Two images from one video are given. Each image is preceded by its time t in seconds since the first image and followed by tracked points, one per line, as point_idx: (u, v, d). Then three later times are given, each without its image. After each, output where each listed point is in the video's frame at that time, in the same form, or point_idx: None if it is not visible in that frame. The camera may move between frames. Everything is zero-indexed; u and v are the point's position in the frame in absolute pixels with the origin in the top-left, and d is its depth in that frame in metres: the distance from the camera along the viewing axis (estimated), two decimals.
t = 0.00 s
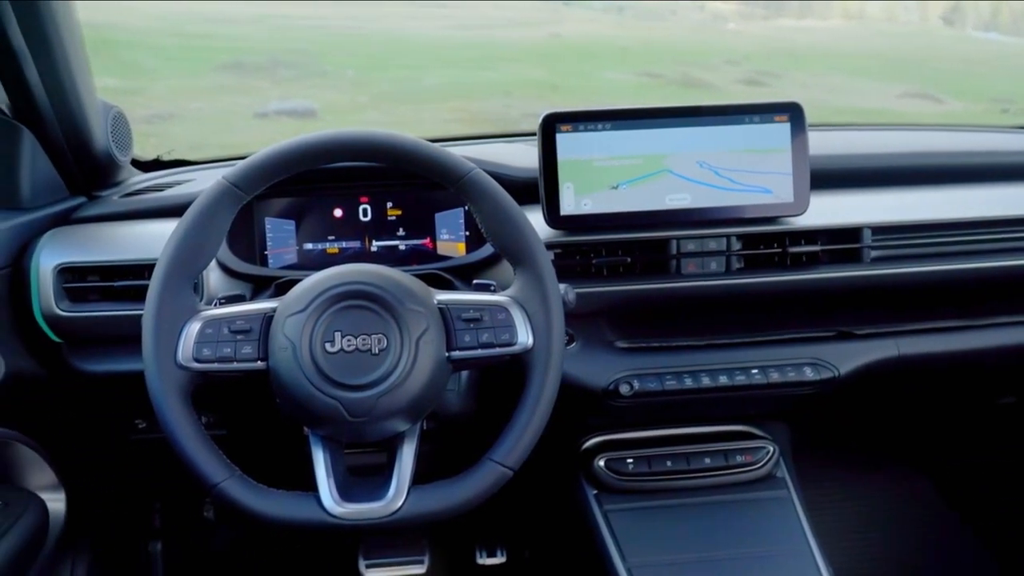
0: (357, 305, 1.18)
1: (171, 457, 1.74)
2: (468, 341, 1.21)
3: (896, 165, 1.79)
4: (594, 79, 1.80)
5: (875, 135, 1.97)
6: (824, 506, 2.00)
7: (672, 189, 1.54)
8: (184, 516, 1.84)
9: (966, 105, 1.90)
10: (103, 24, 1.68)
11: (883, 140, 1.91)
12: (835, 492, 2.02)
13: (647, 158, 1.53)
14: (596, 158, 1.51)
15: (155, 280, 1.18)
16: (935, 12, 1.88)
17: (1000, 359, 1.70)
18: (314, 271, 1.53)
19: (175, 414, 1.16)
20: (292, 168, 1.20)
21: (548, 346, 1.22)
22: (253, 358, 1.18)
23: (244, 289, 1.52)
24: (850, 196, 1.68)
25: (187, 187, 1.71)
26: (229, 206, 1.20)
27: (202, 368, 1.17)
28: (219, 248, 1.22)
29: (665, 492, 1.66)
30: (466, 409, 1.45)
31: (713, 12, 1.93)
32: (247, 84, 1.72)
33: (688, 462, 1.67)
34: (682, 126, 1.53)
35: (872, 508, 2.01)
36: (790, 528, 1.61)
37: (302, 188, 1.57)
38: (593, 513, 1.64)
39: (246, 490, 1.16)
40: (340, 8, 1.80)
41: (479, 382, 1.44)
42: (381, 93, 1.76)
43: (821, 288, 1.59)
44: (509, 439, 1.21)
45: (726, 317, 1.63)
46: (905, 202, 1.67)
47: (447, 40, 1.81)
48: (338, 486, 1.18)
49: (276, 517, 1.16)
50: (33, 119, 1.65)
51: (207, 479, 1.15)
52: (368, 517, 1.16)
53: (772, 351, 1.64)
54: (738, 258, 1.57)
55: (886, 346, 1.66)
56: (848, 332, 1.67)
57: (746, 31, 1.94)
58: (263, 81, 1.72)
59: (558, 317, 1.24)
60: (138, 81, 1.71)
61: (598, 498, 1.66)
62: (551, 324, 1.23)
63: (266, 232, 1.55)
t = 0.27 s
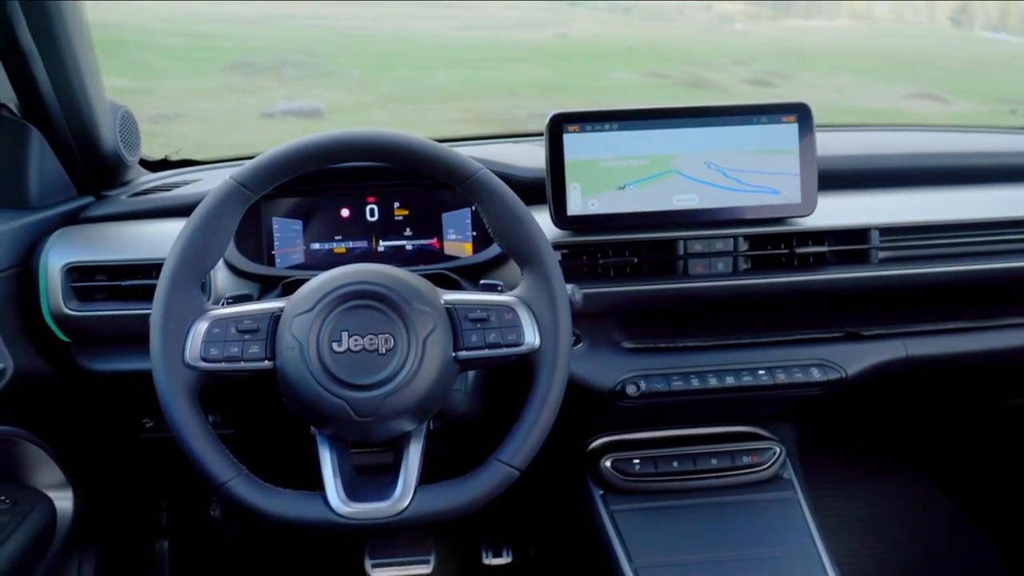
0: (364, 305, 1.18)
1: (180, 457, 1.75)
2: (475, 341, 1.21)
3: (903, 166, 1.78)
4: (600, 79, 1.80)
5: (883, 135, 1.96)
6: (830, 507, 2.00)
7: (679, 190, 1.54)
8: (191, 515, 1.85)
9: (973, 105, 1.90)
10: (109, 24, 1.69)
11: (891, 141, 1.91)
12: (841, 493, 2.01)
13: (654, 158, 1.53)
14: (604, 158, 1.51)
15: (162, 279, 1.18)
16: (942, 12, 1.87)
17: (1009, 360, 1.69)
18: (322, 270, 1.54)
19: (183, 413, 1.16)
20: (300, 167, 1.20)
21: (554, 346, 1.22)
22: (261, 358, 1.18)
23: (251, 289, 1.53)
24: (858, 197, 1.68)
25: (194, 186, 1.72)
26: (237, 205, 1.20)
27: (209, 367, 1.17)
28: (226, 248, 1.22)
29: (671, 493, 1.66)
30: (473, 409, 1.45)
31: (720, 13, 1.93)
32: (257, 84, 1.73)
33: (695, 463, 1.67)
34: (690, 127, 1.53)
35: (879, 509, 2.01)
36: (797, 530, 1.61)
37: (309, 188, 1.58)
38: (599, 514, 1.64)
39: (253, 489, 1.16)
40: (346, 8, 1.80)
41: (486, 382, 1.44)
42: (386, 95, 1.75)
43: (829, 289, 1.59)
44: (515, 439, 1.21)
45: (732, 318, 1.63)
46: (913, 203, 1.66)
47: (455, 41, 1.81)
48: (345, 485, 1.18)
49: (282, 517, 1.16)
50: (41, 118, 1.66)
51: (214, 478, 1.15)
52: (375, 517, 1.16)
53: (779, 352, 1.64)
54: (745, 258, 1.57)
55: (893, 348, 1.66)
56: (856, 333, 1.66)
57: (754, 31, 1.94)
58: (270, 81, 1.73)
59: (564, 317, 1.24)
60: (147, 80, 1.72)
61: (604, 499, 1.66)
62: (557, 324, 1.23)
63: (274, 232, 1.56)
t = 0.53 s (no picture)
0: (373, 304, 1.18)
1: (186, 456, 1.75)
2: (483, 341, 1.21)
3: (912, 168, 1.78)
4: (608, 80, 1.80)
5: (892, 136, 1.96)
6: (838, 508, 2.00)
7: (688, 191, 1.54)
8: (198, 515, 1.84)
9: (983, 106, 1.88)
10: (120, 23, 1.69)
11: (900, 142, 1.90)
12: (850, 495, 2.01)
13: (662, 159, 1.53)
14: (612, 159, 1.51)
15: (171, 278, 1.18)
16: (952, 11, 1.85)
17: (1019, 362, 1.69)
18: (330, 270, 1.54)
19: (191, 412, 1.16)
20: (308, 168, 1.20)
21: (562, 347, 1.22)
22: (269, 357, 1.19)
23: (260, 288, 1.53)
24: (868, 198, 1.67)
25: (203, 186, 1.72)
26: (245, 205, 1.20)
27: (218, 366, 1.17)
28: (235, 247, 1.22)
29: (679, 493, 1.65)
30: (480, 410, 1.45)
31: (728, 13, 1.95)
32: (260, 83, 1.72)
33: (702, 464, 1.67)
34: (699, 127, 1.53)
35: (888, 510, 2.00)
36: (805, 531, 1.60)
37: (317, 188, 1.58)
38: (607, 514, 1.64)
39: (261, 489, 1.16)
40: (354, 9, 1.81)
41: (493, 382, 1.44)
42: (395, 94, 1.75)
43: (838, 290, 1.58)
44: (523, 439, 1.21)
45: (739, 318, 1.63)
46: (923, 203, 1.65)
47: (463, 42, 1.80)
48: (352, 485, 1.18)
49: (290, 516, 1.16)
50: (51, 118, 1.66)
51: (223, 477, 1.15)
52: (382, 517, 1.16)
53: (787, 353, 1.63)
54: (753, 259, 1.57)
55: (902, 349, 1.66)
56: (864, 335, 1.66)
57: (762, 32, 1.95)
58: (278, 81, 1.73)
59: (572, 318, 1.24)
60: (156, 80, 1.72)
61: (611, 499, 1.66)
62: (565, 324, 1.23)
63: (282, 232, 1.56)
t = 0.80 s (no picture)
0: (381, 304, 1.18)
1: (198, 454, 1.76)
2: (491, 342, 1.21)
3: (921, 168, 1.77)
4: (616, 80, 1.80)
5: (901, 137, 1.95)
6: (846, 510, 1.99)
7: (696, 192, 1.54)
8: (208, 514, 1.85)
9: (991, 107, 1.89)
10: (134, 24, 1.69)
11: (909, 143, 1.90)
12: (859, 497, 2.00)
13: (671, 159, 1.52)
14: (620, 159, 1.51)
15: (181, 278, 1.19)
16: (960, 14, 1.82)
17: None
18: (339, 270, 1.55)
19: (200, 411, 1.16)
20: (317, 168, 1.21)
21: (570, 347, 1.22)
22: (278, 357, 1.19)
23: (269, 287, 1.54)
24: (877, 200, 1.67)
25: (212, 186, 1.73)
26: (255, 204, 1.21)
27: (227, 365, 1.18)
28: (244, 246, 1.23)
29: (687, 495, 1.65)
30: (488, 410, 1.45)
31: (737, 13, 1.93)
32: (270, 83, 1.73)
33: (710, 465, 1.67)
34: (707, 128, 1.53)
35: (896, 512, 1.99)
36: (813, 533, 1.60)
37: (326, 189, 1.58)
38: (614, 515, 1.64)
39: (270, 488, 1.16)
40: (362, 7, 1.83)
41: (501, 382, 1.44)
42: (404, 93, 1.76)
43: (847, 291, 1.58)
44: (531, 439, 1.21)
45: (748, 319, 1.63)
46: (932, 205, 1.65)
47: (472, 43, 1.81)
48: (360, 485, 1.18)
49: (298, 516, 1.16)
50: (61, 118, 1.67)
51: (231, 476, 1.16)
52: (390, 517, 1.16)
53: (795, 355, 1.63)
54: (762, 260, 1.57)
55: (911, 351, 1.65)
56: (873, 336, 1.66)
57: (770, 33, 1.94)
58: (286, 81, 1.72)
59: (580, 318, 1.24)
60: (164, 80, 1.72)
61: (619, 500, 1.66)
62: (573, 325, 1.23)
63: (291, 231, 1.56)
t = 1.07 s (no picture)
0: (388, 304, 1.18)
1: (206, 453, 1.76)
2: (498, 342, 1.21)
3: (929, 169, 1.77)
4: (623, 80, 1.79)
5: (908, 137, 1.95)
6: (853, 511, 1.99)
7: (704, 192, 1.54)
8: (215, 513, 1.85)
9: (1000, 107, 1.89)
10: (144, 24, 1.69)
11: (916, 143, 1.90)
12: (866, 499, 1.98)
13: (679, 160, 1.52)
14: (627, 160, 1.51)
15: (188, 277, 1.19)
16: (969, 14, 1.82)
17: None
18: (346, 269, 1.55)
19: (207, 411, 1.16)
20: (324, 168, 1.21)
21: (577, 347, 1.22)
22: (285, 356, 1.19)
23: (276, 287, 1.54)
24: (885, 200, 1.66)
25: (220, 186, 1.73)
26: (263, 204, 1.21)
27: (234, 365, 1.18)
28: (251, 246, 1.23)
29: (693, 495, 1.65)
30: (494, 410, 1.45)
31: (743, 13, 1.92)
32: (278, 83, 1.73)
33: (717, 466, 1.67)
34: (715, 128, 1.53)
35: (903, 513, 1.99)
36: (821, 534, 1.60)
37: (332, 189, 1.58)
38: (621, 515, 1.64)
39: (277, 488, 1.16)
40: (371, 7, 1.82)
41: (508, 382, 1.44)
42: (410, 95, 1.75)
43: (855, 292, 1.58)
44: (538, 440, 1.21)
45: (755, 320, 1.63)
46: (940, 205, 1.65)
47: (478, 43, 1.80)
48: (367, 485, 1.18)
49: (304, 516, 1.17)
50: (70, 118, 1.67)
51: (238, 476, 1.16)
52: (396, 517, 1.16)
53: (802, 356, 1.63)
54: (769, 261, 1.56)
55: (919, 351, 1.65)
56: (880, 337, 1.66)
57: (777, 33, 1.91)
58: (293, 81, 1.73)
59: (587, 318, 1.24)
60: (171, 80, 1.73)
61: (625, 501, 1.66)
62: (580, 325, 1.23)
63: (298, 231, 1.57)
